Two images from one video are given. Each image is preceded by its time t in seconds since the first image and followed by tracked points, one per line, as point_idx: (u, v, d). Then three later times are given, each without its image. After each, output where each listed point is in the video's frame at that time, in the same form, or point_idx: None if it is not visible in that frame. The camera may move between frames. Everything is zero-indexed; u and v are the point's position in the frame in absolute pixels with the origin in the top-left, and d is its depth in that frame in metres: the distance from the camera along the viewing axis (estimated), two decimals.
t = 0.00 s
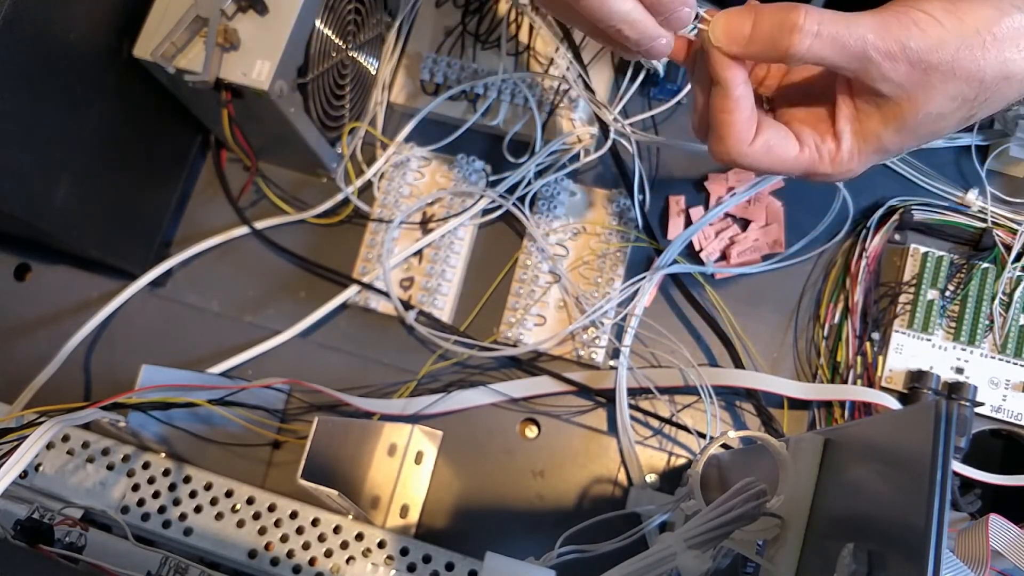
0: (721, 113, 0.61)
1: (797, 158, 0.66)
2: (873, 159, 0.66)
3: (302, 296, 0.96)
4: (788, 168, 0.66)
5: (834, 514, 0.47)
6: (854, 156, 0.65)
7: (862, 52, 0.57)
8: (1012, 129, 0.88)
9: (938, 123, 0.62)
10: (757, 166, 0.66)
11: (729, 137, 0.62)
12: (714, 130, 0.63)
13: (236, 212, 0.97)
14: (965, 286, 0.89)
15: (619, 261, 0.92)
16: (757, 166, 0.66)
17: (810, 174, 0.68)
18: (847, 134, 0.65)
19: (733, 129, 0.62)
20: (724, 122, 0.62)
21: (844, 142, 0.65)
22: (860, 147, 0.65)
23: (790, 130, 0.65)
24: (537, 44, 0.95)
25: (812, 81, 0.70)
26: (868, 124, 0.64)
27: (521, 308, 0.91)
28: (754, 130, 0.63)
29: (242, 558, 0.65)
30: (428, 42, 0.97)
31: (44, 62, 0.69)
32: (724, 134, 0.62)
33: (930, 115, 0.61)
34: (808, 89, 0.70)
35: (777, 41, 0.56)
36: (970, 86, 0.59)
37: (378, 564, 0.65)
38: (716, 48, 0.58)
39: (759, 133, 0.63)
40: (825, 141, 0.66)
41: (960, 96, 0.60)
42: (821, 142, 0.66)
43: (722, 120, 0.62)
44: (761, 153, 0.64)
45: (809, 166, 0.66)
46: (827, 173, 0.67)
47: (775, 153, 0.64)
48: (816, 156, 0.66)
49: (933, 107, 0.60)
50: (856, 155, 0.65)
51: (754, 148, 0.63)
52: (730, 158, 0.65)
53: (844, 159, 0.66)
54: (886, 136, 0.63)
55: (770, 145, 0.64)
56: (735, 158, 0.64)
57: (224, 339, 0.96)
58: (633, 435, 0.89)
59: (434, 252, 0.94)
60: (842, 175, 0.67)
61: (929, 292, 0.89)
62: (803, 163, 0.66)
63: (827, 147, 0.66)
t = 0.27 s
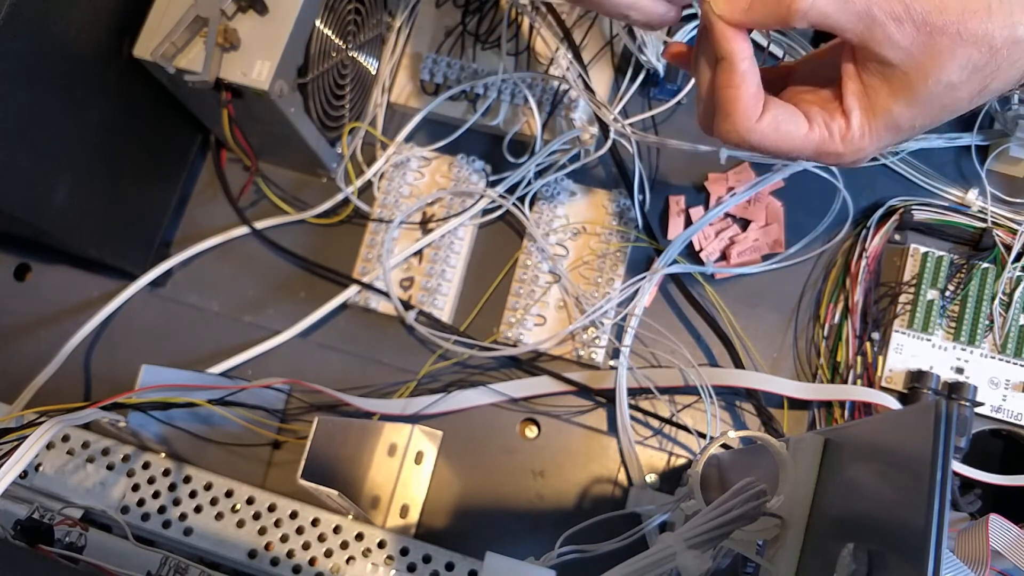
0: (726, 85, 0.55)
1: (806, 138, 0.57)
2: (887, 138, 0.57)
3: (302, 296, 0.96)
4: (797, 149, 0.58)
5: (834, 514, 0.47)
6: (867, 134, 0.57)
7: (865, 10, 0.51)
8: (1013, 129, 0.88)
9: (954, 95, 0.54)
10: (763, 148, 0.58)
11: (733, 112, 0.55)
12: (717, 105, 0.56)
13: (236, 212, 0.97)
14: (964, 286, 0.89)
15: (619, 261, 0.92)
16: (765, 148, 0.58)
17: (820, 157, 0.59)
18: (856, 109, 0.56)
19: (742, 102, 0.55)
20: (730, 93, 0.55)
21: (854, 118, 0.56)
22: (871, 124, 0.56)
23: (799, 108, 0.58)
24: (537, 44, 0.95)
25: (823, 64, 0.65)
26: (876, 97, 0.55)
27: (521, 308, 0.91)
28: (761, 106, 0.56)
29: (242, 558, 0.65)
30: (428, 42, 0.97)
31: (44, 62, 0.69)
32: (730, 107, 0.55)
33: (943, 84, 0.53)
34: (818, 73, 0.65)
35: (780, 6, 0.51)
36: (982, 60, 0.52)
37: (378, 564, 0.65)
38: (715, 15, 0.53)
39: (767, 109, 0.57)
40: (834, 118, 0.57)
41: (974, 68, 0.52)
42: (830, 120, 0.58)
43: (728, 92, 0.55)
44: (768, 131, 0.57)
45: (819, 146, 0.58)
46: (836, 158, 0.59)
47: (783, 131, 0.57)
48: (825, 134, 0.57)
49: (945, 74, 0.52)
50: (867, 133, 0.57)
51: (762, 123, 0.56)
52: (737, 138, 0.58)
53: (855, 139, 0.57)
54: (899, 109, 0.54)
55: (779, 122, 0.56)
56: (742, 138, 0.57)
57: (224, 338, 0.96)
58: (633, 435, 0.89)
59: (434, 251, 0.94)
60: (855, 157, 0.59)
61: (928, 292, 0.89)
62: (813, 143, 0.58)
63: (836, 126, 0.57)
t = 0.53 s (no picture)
0: (725, 73, 0.55)
1: (821, 130, 0.57)
2: (907, 135, 0.56)
3: (302, 296, 0.96)
4: (811, 142, 0.57)
5: (834, 514, 0.47)
6: (885, 129, 0.56)
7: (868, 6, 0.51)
8: (1013, 129, 0.88)
9: (969, 88, 0.53)
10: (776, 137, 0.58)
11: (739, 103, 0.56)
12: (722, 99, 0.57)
13: (236, 212, 0.97)
14: (964, 286, 0.89)
15: (619, 261, 0.92)
16: (776, 137, 0.58)
17: (838, 155, 0.58)
18: (873, 105, 0.55)
19: (745, 87, 0.55)
20: (731, 80, 0.55)
21: (871, 113, 0.56)
22: (888, 119, 0.55)
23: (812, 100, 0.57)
24: (537, 44, 0.95)
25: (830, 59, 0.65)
26: (891, 91, 0.54)
27: (521, 308, 0.91)
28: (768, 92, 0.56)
29: (242, 558, 0.65)
30: (428, 42, 0.97)
31: (44, 62, 0.69)
32: (733, 92, 0.55)
33: (955, 77, 0.52)
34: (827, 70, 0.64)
35: (779, 2, 0.51)
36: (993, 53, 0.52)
37: (378, 564, 0.65)
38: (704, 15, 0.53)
39: (774, 96, 0.56)
40: (849, 114, 0.57)
41: (984, 63, 0.52)
42: (846, 115, 0.57)
43: (727, 79, 0.55)
44: (777, 118, 0.56)
45: (835, 142, 0.57)
46: (855, 156, 0.58)
47: (794, 121, 0.56)
48: (841, 129, 0.56)
49: (956, 67, 0.52)
50: (885, 129, 0.56)
51: (768, 109, 0.56)
52: (745, 123, 0.58)
53: (872, 134, 0.56)
54: (916, 102, 0.54)
55: (788, 112, 0.56)
56: (750, 124, 0.57)
57: (224, 338, 0.96)
58: (633, 435, 0.89)
59: (434, 251, 0.94)
60: (875, 155, 0.57)
61: (928, 292, 0.89)
62: (829, 137, 0.57)
63: (853, 121, 0.56)
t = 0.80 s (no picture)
0: (710, 60, 0.56)
1: (802, 124, 0.56)
2: (892, 130, 0.55)
3: (302, 296, 0.96)
4: (795, 138, 0.57)
5: (834, 514, 0.47)
6: (868, 122, 0.54)
7: None
8: (1013, 128, 0.88)
9: (950, 81, 0.52)
10: (761, 131, 0.57)
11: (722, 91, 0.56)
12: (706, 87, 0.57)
13: (236, 212, 0.97)
14: (965, 286, 0.89)
15: (619, 261, 0.92)
16: (757, 130, 0.58)
17: (822, 152, 0.57)
18: (854, 98, 0.54)
19: (730, 75, 0.56)
20: (717, 66, 0.55)
21: (853, 106, 0.55)
22: (871, 112, 0.54)
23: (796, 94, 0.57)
24: (537, 44, 0.95)
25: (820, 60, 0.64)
26: (873, 83, 0.53)
27: (521, 308, 0.91)
28: (752, 86, 0.57)
29: (242, 558, 0.65)
30: (428, 42, 0.97)
31: (45, 62, 0.69)
32: (718, 79, 0.56)
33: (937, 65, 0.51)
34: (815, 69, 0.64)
35: None
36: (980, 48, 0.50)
37: (378, 564, 0.65)
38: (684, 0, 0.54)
39: (759, 90, 0.57)
40: (833, 109, 0.56)
41: (970, 54, 0.50)
42: (830, 110, 0.56)
43: (712, 64, 0.56)
44: (761, 110, 0.56)
45: (818, 137, 0.56)
46: (840, 153, 0.56)
47: (776, 113, 0.56)
48: (824, 123, 0.56)
49: (937, 56, 0.51)
50: (868, 122, 0.54)
51: (752, 100, 0.56)
52: (730, 116, 0.58)
53: (855, 128, 0.55)
54: (897, 93, 0.52)
55: (771, 104, 0.56)
56: (732, 116, 0.58)
57: (224, 338, 0.96)
58: (633, 435, 0.89)
59: (434, 251, 0.94)
60: (861, 151, 0.56)
61: (929, 292, 0.89)
62: (810, 132, 0.56)
63: (836, 115, 0.55)
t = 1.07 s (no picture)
0: (708, 30, 0.54)
1: (794, 108, 0.55)
2: (881, 126, 0.55)
3: (302, 296, 0.96)
4: (784, 120, 0.56)
5: (834, 514, 0.47)
6: (860, 115, 0.54)
7: None
8: (1013, 129, 0.88)
9: (943, 82, 0.52)
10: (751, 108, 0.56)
11: (717, 63, 0.55)
12: (701, 58, 0.56)
13: (236, 212, 0.97)
14: (964, 286, 0.89)
15: (619, 261, 0.92)
16: (749, 108, 0.57)
17: (808, 138, 0.56)
18: (849, 90, 0.54)
19: (726, 47, 0.55)
20: (716, 38, 0.54)
21: (846, 97, 0.54)
22: (864, 106, 0.54)
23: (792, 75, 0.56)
24: (537, 44, 0.95)
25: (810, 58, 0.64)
26: (868, 77, 0.53)
27: (521, 308, 0.91)
28: (748, 62, 0.56)
29: (242, 558, 0.65)
30: (428, 42, 0.97)
31: (44, 62, 0.69)
32: (715, 51, 0.55)
33: (935, 64, 0.51)
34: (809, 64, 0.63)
35: None
36: (979, 55, 0.51)
37: (378, 564, 0.65)
38: None
39: (755, 66, 0.56)
40: (826, 97, 0.55)
41: (968, 58, 0.51)
42: (823, 97, 0.55)
43: (709, 36, 0.54)
44: (754, 87, 0.55)
45: (808, 123, 0.56)
46: (827, 143, 0.56)
47: (768, 93, 0.55)
48: (814, 110, 0.55)
49: (937, 58, 0.51)
50: (860, 115, 0.54)
51: (747, 76, 0.55)
52: (721, 89, 0.57)
53: (845, 119, 0.55)
54: (893, 90, 0.53)
55: (765, 83, 0.55)
56: (726, 90, 0.57)
57: (224, 338, 0.96)
58: (633, 435, 0.89)
59: (434, 251, 0.94)
60: (847, 143, 0.56)
61: (928, 292, 0.89)
62: (801, 117, 0.55)
63: (828, 104, 0.55)
